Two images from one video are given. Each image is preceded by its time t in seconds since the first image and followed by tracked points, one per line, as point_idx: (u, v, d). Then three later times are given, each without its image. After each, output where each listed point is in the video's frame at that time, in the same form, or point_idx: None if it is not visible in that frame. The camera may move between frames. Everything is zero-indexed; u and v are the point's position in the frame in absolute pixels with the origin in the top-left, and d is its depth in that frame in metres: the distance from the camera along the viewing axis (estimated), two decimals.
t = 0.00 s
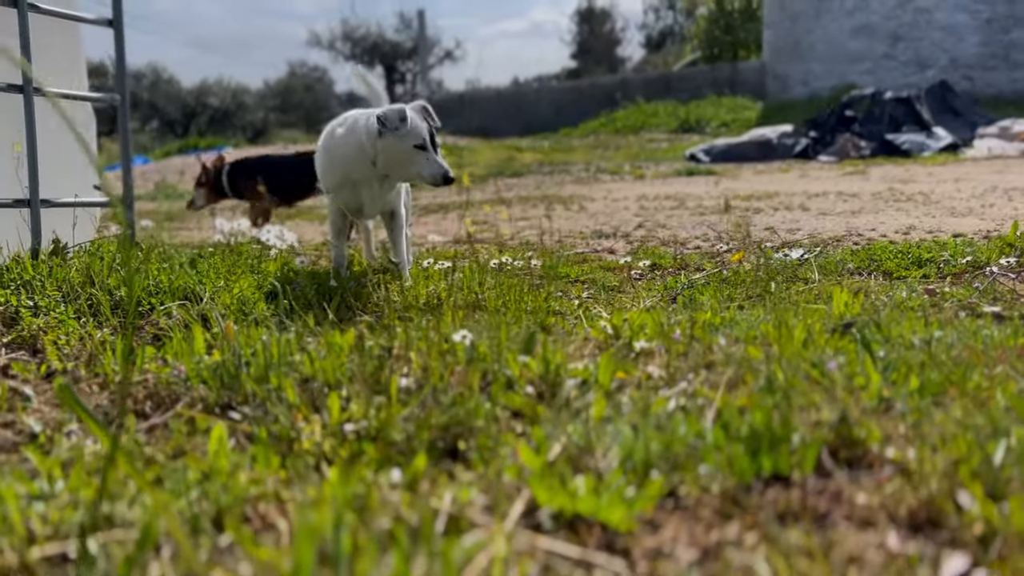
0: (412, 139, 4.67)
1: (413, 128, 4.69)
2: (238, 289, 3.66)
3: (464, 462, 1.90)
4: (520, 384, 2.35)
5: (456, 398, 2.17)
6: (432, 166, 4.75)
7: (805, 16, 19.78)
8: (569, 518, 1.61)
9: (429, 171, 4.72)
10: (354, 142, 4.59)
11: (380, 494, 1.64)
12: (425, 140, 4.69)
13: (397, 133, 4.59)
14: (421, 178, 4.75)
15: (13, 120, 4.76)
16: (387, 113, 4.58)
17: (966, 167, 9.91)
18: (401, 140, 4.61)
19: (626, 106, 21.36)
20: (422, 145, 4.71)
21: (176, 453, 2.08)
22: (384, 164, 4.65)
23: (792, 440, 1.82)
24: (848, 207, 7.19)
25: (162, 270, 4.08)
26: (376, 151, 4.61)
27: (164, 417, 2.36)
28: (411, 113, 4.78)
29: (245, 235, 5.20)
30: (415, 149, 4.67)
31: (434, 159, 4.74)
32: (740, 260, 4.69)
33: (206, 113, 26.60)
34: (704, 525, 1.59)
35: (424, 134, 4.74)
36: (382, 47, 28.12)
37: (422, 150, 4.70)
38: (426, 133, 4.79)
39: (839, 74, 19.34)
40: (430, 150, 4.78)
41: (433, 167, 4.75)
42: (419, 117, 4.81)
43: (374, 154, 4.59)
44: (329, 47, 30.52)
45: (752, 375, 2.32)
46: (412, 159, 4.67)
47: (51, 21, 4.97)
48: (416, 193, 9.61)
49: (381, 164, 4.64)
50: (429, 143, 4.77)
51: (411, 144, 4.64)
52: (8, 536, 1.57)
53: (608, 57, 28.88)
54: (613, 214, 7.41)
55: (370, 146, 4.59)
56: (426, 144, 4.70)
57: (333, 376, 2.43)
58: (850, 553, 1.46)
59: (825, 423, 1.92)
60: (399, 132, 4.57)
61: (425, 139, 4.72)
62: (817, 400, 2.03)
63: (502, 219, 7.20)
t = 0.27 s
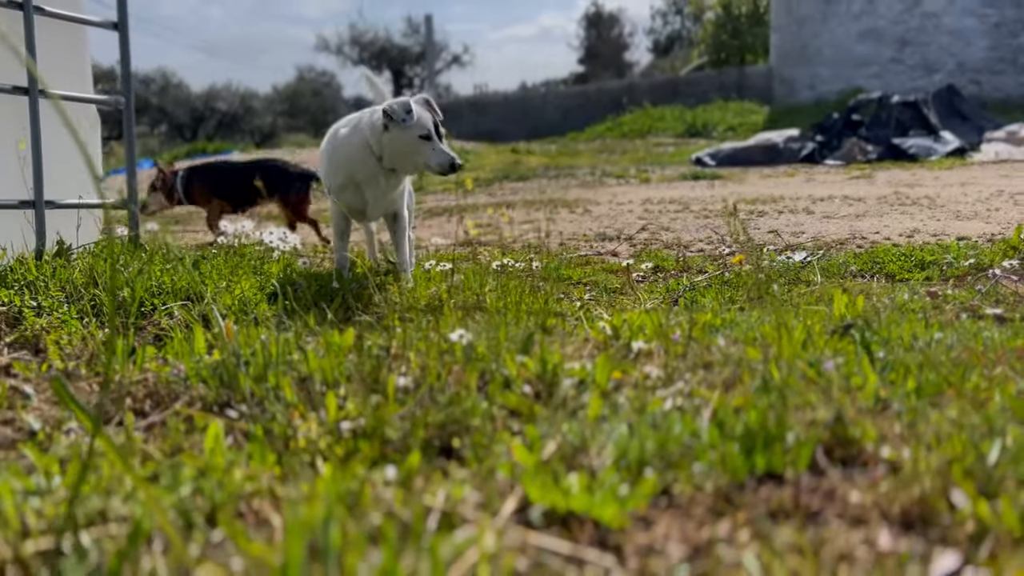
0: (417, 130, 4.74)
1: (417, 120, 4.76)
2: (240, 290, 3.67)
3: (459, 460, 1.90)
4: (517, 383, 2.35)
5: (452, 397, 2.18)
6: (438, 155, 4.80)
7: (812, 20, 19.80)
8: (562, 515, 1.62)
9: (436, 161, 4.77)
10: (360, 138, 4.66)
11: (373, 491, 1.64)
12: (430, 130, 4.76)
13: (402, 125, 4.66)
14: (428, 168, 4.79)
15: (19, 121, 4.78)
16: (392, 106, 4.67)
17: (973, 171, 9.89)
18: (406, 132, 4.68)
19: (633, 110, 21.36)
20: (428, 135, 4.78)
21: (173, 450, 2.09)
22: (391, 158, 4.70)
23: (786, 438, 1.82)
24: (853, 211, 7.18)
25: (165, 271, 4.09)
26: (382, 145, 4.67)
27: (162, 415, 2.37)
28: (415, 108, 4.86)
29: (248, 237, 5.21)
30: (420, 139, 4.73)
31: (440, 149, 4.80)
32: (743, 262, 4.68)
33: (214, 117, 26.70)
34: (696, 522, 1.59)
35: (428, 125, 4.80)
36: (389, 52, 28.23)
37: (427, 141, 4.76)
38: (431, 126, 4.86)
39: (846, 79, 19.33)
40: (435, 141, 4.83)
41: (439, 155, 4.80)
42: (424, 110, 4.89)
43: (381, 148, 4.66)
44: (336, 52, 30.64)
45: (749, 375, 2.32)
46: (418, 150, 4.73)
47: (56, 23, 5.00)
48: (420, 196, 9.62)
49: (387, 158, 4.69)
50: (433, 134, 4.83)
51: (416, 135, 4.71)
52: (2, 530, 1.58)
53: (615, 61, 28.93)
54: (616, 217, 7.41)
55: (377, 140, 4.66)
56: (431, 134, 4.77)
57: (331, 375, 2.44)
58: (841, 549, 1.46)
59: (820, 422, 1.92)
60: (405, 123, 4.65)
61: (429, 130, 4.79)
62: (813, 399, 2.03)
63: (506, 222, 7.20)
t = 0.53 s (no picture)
0: (420, 131, 4.75)
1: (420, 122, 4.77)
2: (243, 297, 3.68)
3: (459, 468, 1.91)
4: (519, 391, 2.35)
5: (454, 405, 2.18)
6: (442, 155, 4.81)
7: (818, 24, 19.68)
8: (561, 524, 1.62)
9: (440, 161, 4.78)
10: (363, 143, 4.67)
11: (373, 500, 1.65)
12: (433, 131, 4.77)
13: (405, 127, 4.66)
14: (433, 168, 4.79)
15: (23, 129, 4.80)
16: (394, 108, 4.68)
17: (979, 177, 9.87)
18: (409, 134, 4.69)
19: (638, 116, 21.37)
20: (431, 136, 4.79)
21: (174, 457, 2.10)
22: (395, 161, 4.71)
23: (787, 447, 1.82)
24: (858, 217, 7.16)
25: (170, 277, 4.11)
26: (386, 148, 4.68)
27: (164, 423, 2.38)
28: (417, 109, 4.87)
29: (253, 243, 5.22)
30: (423, 139, 4.74)
31: (444, 148, 4.81)
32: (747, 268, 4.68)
33: (220, 123, 26.79)
34: (695, 531, 1.59)
35: (431, 126, 4.81)
36: (396, 58, 28.33)
37: (430, 141, 4.78)
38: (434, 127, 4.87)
39: (852, 84, 19.32)
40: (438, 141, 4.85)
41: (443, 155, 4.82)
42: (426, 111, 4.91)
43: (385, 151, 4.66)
44: (343, 58, 30.75)
45: (750, 383, 2.32)
46: (422, 150, 4.74)
47: (61, 30, 5.02)
48: (425, 203, 9.63)
49: (391, 161, 4.70)
50: (436, 134, 4.84)
51: (419, 137, 4.72)
52: (4, 537, 1.58)
53: (621, 67, 28.98)
54: (620, 224, 7.41)
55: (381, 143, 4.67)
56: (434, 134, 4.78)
57: (333, 383, 2.44)
58: (840, 558, 1.46)
59: (821, 431, 1.91)
60: (407, 125, 4.66)
61: (432, 131, 4.80)
62: (814, 408, 2.03)
63: (510, 228, 7.21)
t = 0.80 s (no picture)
0: (424, 136, 4.75)
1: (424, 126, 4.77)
2: (248, 302, 3.69)
3: (461, 474, 1.91)
4: (522, 396, 2.35)
5: (457, 410, 2.18)
6: (447, 160, 4.81)
7: (823, 29, 19.66)
8: (564, 530, 1.62)
9: (445, 165, 4.78)
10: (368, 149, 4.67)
11: (376, 505, 1.65)
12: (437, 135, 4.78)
13: (410, 133, 4.67)
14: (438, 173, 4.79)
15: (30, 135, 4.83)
16: (397, 114, 4.68)
17: (984, 182, 9.86)
18: (414, 138, 4.69)
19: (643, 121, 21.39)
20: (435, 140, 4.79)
21: (177, 461, 2.10)
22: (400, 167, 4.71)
23: (790, 453, 1.82)
24: (863, 222, 7.16)
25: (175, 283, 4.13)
26: (390, 154, 4.69)
27: (168, 428, 2.38)
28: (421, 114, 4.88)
29: (258, 249, 5.24)
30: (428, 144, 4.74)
31: (449, 153, 4.81)
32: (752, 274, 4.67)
33: (226, 128, 26.89)
34: (698, 537, 1.59)
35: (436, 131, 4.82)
36: (401, 63, 28.38)
37: (435, 146, 4.78)
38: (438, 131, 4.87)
39: (857, 89, 19.31)
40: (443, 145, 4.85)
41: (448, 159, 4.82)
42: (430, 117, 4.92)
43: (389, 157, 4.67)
44: (349, 63, 30.86)
45: (754, 389, 2.32)
46: (427, 155, 4.74)
47: (69, 38, 5.05)
48: (430, 208, 9.65)
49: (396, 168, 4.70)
50: (441, 139, 4.84)
51: (424, 141, 4.72)
52: (8, 542, 1.59)
53: (626, 72, 29.03)
54: (625, 228, 7.41)
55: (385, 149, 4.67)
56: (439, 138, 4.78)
57: (337, 388, 2.45)
58: (843, 565, 1.46)
59: (825, 437, 1.91)
60: (412, 130, 4.67)
61: (437, 135, 4.80)
62: (818, 413, 2.02)
63: (515, 232, 7.22)
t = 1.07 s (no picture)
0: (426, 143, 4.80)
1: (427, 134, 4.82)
2: (252, 305, 3.70)
3: (466, 479, 1.91)
4: (527, 401, 2.36)
5: (462, 414, 2.18)
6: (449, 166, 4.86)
7: (827, 33, 19.67)
8: (569, 534, 1.62)
9: (447, 172, 4.82)
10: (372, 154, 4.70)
11: (382, 509, 1.65)
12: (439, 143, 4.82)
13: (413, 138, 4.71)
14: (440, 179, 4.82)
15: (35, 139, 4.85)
16: (400, 121, 4.76)
17: (989, 186, 9.85)
18: (417, 144, 4.73)
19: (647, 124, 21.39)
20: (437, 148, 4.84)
21: (182, 465, 2.10)
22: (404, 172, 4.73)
23: (796, 457, 1.82)
24: (868, 226, 7.15)
25: (180, 287, 4.15)
26: (394, 159, 4.70)
27: (174, 432, 2.39)
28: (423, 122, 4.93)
29: (263, 253, 5.25)
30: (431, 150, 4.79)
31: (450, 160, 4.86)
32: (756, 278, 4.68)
33: (230, 132, 26.94)
34: (703, 541, 1.59)
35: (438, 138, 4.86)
36: (405, 67, 28.41)
37: (437, 153, 4.82)
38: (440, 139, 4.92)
39: (862, 93, 19.31)
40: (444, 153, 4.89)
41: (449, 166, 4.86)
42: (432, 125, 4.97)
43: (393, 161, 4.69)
44: (353, 67, 30.92)
45: (758, 393, 2.32)
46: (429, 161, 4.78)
47: (74, 42, 5.06)
48: (434, 211, 9.65)
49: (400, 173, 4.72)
50: (442, 147, 4.89)
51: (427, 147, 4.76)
52: (15, 545, 1.60)
53: (630, 76, 29.05)
54: (629, 232, 7.41)
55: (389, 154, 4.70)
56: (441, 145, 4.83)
57: (342, 392, 2.45)
58: (849, 570, 1.46)
59: (830, 441, 1.91)
60: (414, 136, 4.73)
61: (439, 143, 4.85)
62: (823, 418, 2.02)
63: (519, 237, 7.22)
